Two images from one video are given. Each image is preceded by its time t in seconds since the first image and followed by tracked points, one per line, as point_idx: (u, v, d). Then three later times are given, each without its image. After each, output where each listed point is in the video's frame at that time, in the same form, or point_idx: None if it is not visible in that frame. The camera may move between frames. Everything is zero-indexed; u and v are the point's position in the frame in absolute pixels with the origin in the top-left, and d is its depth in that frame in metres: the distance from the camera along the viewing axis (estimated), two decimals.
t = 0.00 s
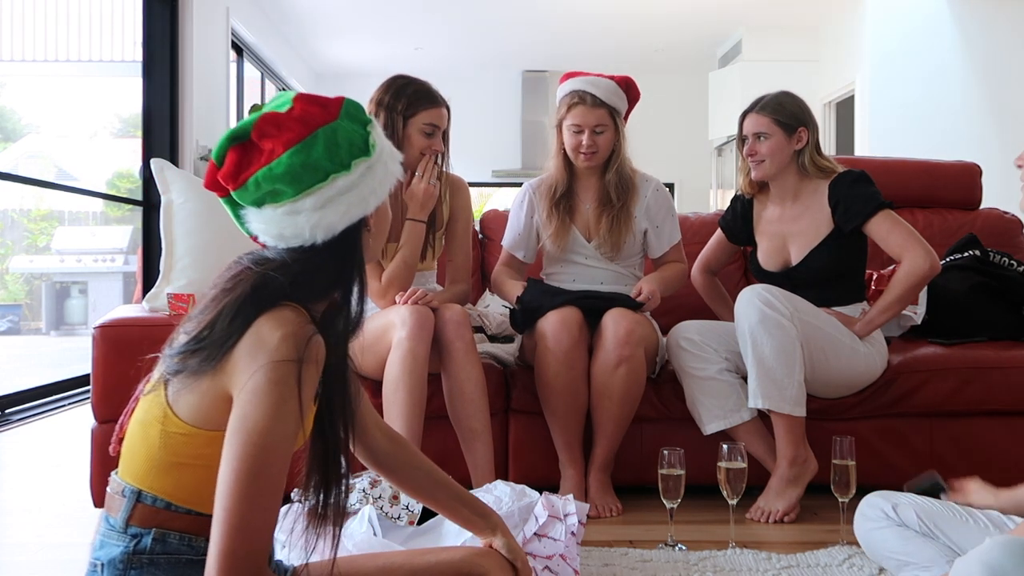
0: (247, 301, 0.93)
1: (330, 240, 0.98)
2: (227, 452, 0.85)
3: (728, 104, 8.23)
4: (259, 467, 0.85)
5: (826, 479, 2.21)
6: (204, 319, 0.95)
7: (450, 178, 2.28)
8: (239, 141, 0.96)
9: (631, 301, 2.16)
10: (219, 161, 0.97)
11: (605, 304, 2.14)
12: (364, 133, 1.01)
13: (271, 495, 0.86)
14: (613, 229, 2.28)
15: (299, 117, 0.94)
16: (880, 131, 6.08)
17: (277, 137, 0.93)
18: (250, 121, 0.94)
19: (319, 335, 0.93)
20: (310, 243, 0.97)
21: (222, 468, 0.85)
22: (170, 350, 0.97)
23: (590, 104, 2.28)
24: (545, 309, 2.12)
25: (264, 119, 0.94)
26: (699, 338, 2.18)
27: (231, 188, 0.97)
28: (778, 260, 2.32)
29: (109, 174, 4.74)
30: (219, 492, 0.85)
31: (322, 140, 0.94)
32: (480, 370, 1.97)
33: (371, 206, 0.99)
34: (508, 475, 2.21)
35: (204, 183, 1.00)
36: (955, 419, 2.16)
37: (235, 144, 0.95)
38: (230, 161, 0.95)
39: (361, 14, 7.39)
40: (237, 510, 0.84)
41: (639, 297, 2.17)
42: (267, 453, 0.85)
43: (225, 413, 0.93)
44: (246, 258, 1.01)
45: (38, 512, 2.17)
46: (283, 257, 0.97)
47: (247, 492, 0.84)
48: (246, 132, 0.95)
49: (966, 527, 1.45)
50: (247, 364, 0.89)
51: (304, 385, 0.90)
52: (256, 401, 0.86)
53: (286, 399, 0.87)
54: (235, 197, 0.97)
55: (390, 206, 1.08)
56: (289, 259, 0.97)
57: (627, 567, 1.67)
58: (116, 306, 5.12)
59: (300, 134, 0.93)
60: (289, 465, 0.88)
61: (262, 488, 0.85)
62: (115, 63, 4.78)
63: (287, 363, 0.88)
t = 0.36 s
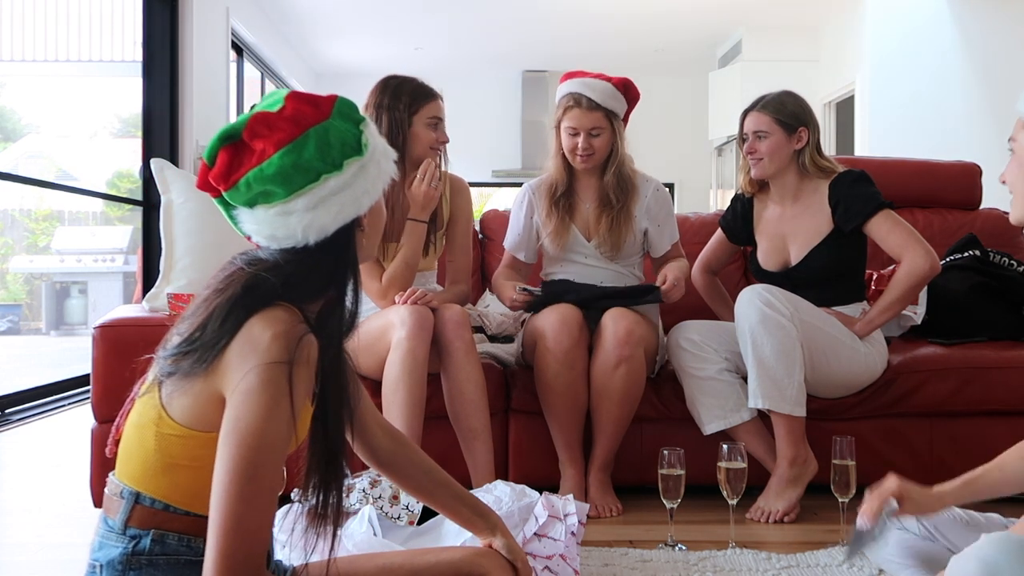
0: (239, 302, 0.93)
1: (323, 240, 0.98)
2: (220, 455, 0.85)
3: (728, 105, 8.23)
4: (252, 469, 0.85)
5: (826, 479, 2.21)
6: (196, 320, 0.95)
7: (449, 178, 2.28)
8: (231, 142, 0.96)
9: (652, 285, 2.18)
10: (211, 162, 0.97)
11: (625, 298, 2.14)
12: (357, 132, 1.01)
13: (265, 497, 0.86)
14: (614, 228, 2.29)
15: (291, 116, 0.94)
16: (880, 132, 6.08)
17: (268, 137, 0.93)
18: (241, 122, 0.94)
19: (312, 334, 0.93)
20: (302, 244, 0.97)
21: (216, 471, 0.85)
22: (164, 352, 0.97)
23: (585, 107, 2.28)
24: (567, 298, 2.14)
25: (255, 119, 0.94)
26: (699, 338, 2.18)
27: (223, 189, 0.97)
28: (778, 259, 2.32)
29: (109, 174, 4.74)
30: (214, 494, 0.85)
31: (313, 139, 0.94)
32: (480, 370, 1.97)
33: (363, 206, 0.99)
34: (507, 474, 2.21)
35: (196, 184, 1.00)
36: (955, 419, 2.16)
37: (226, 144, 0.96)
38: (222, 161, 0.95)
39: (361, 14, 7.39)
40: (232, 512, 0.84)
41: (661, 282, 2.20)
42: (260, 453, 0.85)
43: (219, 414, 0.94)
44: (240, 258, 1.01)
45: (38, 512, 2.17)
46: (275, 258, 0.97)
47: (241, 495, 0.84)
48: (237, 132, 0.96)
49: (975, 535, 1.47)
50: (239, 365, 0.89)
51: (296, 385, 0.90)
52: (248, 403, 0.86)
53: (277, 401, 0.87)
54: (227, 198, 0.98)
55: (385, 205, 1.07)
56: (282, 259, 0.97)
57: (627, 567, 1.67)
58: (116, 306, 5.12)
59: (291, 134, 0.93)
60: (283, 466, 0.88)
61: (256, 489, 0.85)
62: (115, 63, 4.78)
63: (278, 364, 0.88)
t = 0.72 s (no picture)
0: (237, 302, 0.92)
1: (322, 241, 0.98)
2: (220, 454, 0.85)
3: (728, 105, 8.23)
4: (252, 468, 0.85)
5: (826, 479, 2.21)
6: (195, 320, 0.95)
7: (449, 178, 2.29)
8: (230, 141, 0.96)
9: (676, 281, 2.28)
10: (209, 162, 0.97)
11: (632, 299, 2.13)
12: (355, 131, 1.01)
13: (265, 497, 0.86)
14: (614, 230, 2.29)
15: (289, 116, 0.94)
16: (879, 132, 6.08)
17: (266, 136, 0.93)
18: (239, 121, 0.95)
19: (310, 334, 0.93)
20: (301, 244, 0.96)
21: (215, 471, 0.85)
22: (163, 351, 0.97)
23: (577, 117, 2.27)
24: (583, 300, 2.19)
25: (253, 118, 0.94)
26: (700, 338, 2.17)
27: (221, 188, 0.97)
28: (779, 259, 2.32)
29: (109, 174, 4.74)
30: (214, 494, 0.85)
31: (312, 138, 0.94)
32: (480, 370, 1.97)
33: (362, 206, 0.99)
34: (508, 474, 2.21)
35: (196, 183, 1.00)
36: (955, 419, 2.16)
37: (224, 144, 0.96)
38: (220, 161, 0.95)
39: (361, 14, 7.39)
40: (231, 511, 0.84)
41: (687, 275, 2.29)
42: (260, 453, 0.85)
43: (219, 414, 0.94)
44: (240, 258, 1.01)
45: (38, 512, 2.17)
46: (274, 258, 0.97)
47: (242, 493, 0.84)
48: (236, 131, 0.96)
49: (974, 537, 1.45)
50: (238, 365, 0.89)
51: (294, 385, 0.90)
52: (247, 403, 0.86)
53: (275, 400, 0.87)
54: (225, 197, 0.97)
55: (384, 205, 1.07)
56: (281, 259, 0.97)
57: (626, 567, 1.67)
58: (115, 306, 5.13)
59: (290, 133, 0.93)
60: (282, 465, 0.88)
61: (256, 488, 0.85)
62: (115, 63, 4.78)
63: (277, 364, 0.88)
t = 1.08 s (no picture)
0: (237, 302, 0.92)
1: (322, 242, 0.98)
2: (220, 455, 0.85)
3: (728, 105, 8.23)
4: (251, 468, 0.85)
5: (826, 479, 2.21)
6: (194, 320, 0.95)
7: (449, 179, 2.29)
8: (229, 142, 0.96)
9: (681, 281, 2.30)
10: (209, 164, 0.97)
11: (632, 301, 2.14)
12: (355, 132, 1.01)
13: (265, 498, 0.86)
14: (613, 232, 2.29)
15: (289, 117, 0.94)
16: (879, 132, 6.08)
17: (266, 138, 0.93)
18: (239, 122, 0.95)
19: (310, 334, 0.93)
20: (301, 246, 0.96)
21: (215, 471, 0.85)
22: (162, 351, 0.97)
23: (576, 122, 2.27)
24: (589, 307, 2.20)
25: (252, 120, 0.94)
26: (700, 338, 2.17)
27: (221, 190, 0.97)
28: (779, 259, 2.32)
29: (109, 174, 4.73)
30: (214, 495, 0.85)
31: (312, 140, 0.94)
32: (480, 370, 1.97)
33: (362, 207, 0.99)
34: (508, 475, 2.21)
35: (196, 185, 1.00)
36: (955, 419, 2.16)
37: (224, 145, 0.96)
38: (220, 162, 0.95)
39: (361, 14, 7.39)
40: (231, 512, 0.84)
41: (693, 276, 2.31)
42: (259, 454, 0.85)
43: (218, 414, 0.93)
44: (239, 259, 1.01)
45: (38, 512, 2.18)
46: (275, 259, 0.97)
47: (241, 493, 0.84)
48: (235, 132, 0.96)
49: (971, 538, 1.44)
50: (238, 366, 0.89)
51: (294, 385, 0.90)
52: (247, 403, 0.86)
53: (275, 400, 0.87)
54: (225, 199, 0.97)
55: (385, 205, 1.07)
56: (281, 260, 0.97)
57: (626, 567, 1.67)
58: (115, 306, 5.13)
59: (289, 135, 0.93)
60: (282, 465, 0.88)
61: (256, 488, 0.85)
62: (115, 63, 4.78)
63: (277, 364, 0.88)
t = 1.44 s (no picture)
0: (237, 302, 0.93)
1: (323, 244, 0.98)
2: (220, 455, 0.85)
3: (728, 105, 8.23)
4: (251, 468, 0.85)
5: (826, 479, 2.21)
6: (194, 320, 0.95)
7: (450, 179, 2.30)
8: (230, 144, 0.96)
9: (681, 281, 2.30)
10: (209, 165, 0.97)
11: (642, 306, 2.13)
12: (356, 133, 1.01)
13: (265, 498, 0.86)
14: (613, 232, 2.29)
15: (289, 119, 0.94)
16: (879, 132, 6.08)
17: (266, 140, 0.93)
18: (239, 124, 0.95)
19: (310, 334, 0.93)
20: (302, 248, 0.96)
21: (215, 471, 0.85)
22: (162, 351, 0.97)
23: (574, 124, 2.27)
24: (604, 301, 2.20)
25: (253, 121, 0.94)
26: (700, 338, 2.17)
27: (221, 192, 0.96)
28: (778, 259, 2.32)
29: (109, 174, 4.73)
30: (214, 495, 0.85)
31: (312, 142, 0.94)
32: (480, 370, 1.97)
33: (363, 208, 0.99)
34: (507, 475, 2.21)
35: (195, 186, 1.00)
36: (955, 419, 2.16)
37: (224, 147, 0.96)
38: (220, 164, 0.95)
39: (361, 14, 7.39)
40: (231, 512, 0.84)
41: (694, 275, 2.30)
42: (259, 454, 0.85)
43: (219, 414, 0.93)
44: (239, 260, 1.01)
45: (38, 512, 2.18)
46: (275, 260, 0.97)
47: (241, 494, 0.84)
48: (236, 134, 0.95)
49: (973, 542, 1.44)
50: (238, 366, 0.89)
51: (294, 385, 0.90)
52: (247, 403, 0.86)
53: (275, 400, 0.87)
54: (226, 201, 0.97)
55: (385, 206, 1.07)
56: (281, 261, 0.97)
57: (626, 567, 1.67)
58: (116, 306, 5.13)
59: (290, 137, 0.93)
60: (282, 465, 0.88)
61: (256, 488, 0.85)
62: (115, 63, 4.78)
63: (277, 364, 0.88)
